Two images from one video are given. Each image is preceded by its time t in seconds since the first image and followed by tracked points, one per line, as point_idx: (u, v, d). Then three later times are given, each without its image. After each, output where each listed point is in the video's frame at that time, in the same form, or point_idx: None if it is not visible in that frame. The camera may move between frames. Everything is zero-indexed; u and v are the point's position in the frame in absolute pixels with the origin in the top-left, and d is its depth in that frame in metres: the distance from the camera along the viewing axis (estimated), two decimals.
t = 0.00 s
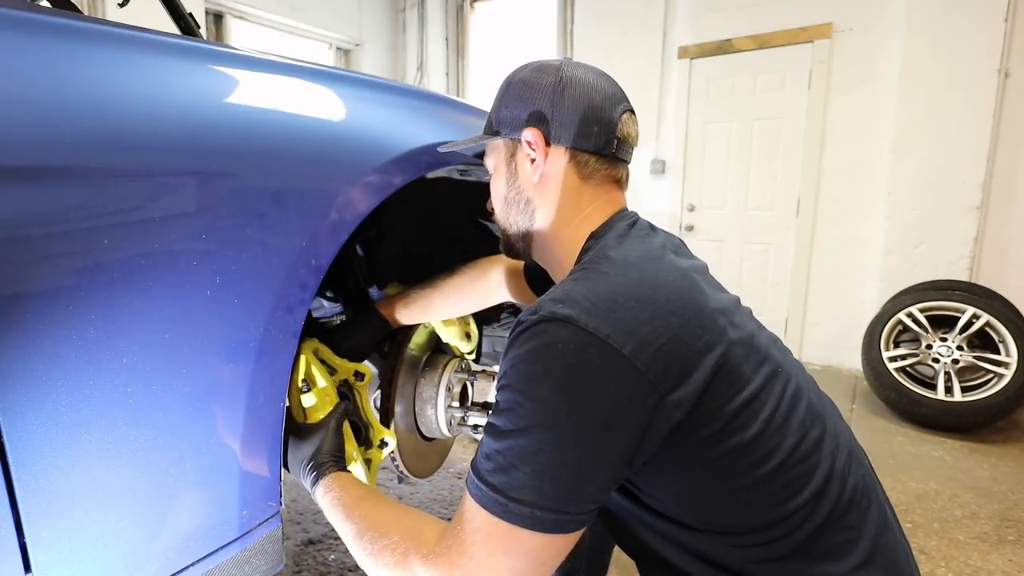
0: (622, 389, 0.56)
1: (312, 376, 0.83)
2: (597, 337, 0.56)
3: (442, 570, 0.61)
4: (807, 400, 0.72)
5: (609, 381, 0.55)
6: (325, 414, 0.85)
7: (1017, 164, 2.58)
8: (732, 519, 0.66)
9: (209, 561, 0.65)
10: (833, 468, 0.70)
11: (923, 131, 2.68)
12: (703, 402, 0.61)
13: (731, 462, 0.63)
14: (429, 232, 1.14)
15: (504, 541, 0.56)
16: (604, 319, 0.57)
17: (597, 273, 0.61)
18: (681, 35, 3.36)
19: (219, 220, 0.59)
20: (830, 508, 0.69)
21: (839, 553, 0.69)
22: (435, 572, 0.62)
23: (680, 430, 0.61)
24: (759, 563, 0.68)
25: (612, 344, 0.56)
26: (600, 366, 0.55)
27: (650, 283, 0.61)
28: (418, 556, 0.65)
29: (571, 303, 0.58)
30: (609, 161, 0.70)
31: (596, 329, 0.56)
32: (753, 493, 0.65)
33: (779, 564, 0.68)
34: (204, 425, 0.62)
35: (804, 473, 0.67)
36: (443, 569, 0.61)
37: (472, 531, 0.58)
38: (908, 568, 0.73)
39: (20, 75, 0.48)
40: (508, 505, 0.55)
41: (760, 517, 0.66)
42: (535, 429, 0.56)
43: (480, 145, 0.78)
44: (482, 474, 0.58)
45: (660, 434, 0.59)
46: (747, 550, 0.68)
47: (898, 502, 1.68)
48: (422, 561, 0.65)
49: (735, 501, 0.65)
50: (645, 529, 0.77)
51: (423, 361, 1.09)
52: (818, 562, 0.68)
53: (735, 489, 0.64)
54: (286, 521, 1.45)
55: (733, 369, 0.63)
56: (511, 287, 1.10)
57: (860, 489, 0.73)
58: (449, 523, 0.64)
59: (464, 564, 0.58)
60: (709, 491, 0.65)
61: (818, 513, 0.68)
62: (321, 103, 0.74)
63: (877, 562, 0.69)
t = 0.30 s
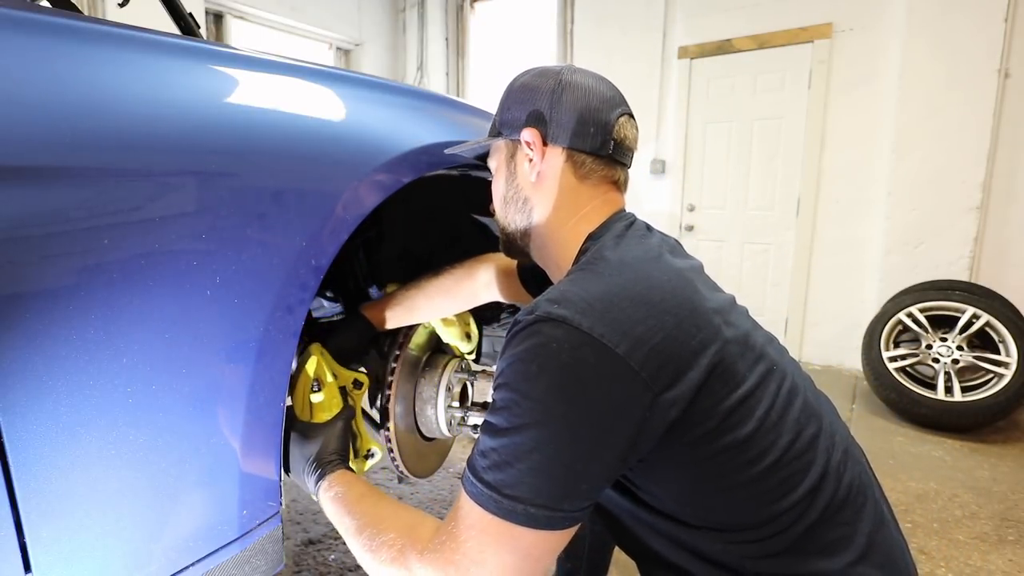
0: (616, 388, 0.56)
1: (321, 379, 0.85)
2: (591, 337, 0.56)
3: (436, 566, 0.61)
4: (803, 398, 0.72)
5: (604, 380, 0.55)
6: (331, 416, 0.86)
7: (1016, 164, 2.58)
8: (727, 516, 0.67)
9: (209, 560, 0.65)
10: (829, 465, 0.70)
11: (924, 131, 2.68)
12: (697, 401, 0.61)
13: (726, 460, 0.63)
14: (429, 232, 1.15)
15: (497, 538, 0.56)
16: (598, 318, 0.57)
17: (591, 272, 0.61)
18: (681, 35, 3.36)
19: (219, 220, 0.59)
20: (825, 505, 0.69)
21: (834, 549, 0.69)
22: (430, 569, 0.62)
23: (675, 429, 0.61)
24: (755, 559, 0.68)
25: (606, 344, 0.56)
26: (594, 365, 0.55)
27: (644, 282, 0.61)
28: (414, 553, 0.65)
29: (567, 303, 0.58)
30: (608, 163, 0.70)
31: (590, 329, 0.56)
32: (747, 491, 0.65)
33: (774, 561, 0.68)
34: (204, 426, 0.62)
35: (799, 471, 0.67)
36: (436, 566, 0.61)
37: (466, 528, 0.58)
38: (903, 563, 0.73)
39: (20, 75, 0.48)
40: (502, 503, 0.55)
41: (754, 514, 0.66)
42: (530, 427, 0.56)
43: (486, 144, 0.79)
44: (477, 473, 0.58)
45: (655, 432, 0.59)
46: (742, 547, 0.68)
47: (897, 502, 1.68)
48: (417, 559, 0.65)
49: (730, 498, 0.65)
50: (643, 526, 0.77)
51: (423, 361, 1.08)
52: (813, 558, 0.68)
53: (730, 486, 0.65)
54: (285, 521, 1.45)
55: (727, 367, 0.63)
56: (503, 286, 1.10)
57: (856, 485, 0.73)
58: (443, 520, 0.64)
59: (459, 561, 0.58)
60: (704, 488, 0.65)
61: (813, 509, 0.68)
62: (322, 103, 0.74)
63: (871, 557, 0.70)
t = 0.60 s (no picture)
0: (619, 391, 0.56)
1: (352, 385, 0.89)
2: (594, 342, 0.56)
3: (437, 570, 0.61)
4: (804, 399, 0.72)
5: (607, 384, 0.55)
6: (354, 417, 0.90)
7: (1016, 164, 2.58)
8: (730, 519, 0.67)
9: (209, 560, 0.65)
10: (832, 467, 0.70)
11: (924, 131, 2.68)
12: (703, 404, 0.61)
13: (730, 464, 0.63)
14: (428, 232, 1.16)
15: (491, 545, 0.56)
16: (601, 322, 0.57)
17: (594, 275, 0.61)
18: (681, 35, 3.36)
19: (220, 220, 0.59)
20: (828, 506, 0.69)
21: (838, 550, 0.69)
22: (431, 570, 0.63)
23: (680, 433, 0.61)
24: (759, 564, 0.68)
25: (609, 348, 0.56)
26: (596, 369, 0.56)
27: (648, 285, 0.61)
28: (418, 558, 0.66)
29: (569, 307, 0.58)
30: (608, 161, 0.70)
31: (593, 333, 0.56)
32: (752, 494, 0.65)
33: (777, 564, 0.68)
34: (204, 425, 0.62)
35: (803, 473, 0.67)
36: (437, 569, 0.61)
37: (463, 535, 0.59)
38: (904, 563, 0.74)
39: (19, 75, 0.48)
40: (506, 509, 0.55)
41: (758, 517, 0.66)
42: (532, 433, 0.56)
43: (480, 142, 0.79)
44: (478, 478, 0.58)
45: (658, 437, 0.59)
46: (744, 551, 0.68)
47: (897, 502, 1.68)
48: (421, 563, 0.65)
49: (732, 501, 0.66)
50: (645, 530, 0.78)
51: (423, 361, 1.07)
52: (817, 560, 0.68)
53: (732, 490, 0.65)
54: (285, 521, 1.45)
55: (731, 369, 0.63)
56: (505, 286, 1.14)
57: (859, 486, 0.73)
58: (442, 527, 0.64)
59: (457, 568, 0.59)
60: (708, 492, 0.65)
61: (817, 512, 0.68)
62: (321, 103, 0.74)
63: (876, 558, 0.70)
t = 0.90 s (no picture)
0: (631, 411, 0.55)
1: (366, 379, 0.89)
2: (606, 359, 0.55)
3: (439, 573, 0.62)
4: (817, 409, 0.72)
5: (618, 404, 0.55)
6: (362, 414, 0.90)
7: (1016, 163, 2.58)
8: (739, 533, 0.67)
9: (209, 560, 0.65)
10: (844, 480, 0.70)
11: (923, 131, 2.68)
12: (718, 421, 0.61)
13: (742, 479, 0.63)
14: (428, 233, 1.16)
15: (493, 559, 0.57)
16: (615, 339, 0.56)
17: (608, 287, 0.60)
18: (681, 35, 3.36)
19: (219, 219, 0.59)
20: (839, 518, 0.69)
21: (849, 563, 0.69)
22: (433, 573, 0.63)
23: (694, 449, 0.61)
24: None
25: (622, 367, 0.55)
26: (608, 388, 0.55)
27: (665, 297, 0.60)
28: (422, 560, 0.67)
29: (580, 321, 0.57)
30: (614, 157, 0.70)
31: (606, 351, 0.55)
32: (764, 508, 0.65)
33: None
34: (204, 425, 0.62)
35: (815, 486, 0.67)
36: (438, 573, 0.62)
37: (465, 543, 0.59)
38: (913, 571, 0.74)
39: (20, 75, 0.48)
40: (515, 528, 0.55)
41: (769, 531, 0.66)
42: (542, 450, 0.56)
43: (467, 136, 0.77)
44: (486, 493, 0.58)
45: (672, 457, 0.58)
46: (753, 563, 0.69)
47: (897, 502, 1.68)
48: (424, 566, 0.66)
49: (744, 516, 0.66)
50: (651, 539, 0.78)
51: (423, 361, 1.07)
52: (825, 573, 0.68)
53: (743, 504, 0.65)
54: (285, 521, 1.45)
55: (745, 384, 0.63)
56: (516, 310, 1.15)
57: (870, 497, 0.73)
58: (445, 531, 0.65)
59: None
60: (719, 507, 0.65)
61: (827, 525, 0.68)
62: (321, 103, 0.74)
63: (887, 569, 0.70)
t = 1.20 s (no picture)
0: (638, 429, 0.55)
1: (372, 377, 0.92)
2: (612, 377, 0.54)
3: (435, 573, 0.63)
4: (826, 420, 0.71)
5: (624, 421, 0.54)
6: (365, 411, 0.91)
7: (1016, 163, 2.58)
8: (743, 543, 0.67)
9: (208, 561, 0.65)
10: (851, 491, 0.70)
11: (923, 131, 2.68)
12: (726, 436, 0.60)
13: (748, 492, 0.63)
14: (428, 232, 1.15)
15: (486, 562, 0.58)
16: (621, 354, 0.55)
17: (615, 298, 0.59)
18: (681, 35, 3.36)
19: (219, 219, 0.59)
20: (845, 530, 0.69)
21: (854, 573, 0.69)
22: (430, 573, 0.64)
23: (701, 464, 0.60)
24: None
25: (629, 385, 0.54)
26: (614, 404, 0.54)
27: (675, 310, 0.59)
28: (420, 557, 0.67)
29: (585, 335, 0.56)
30: (621, 155, 0.70)
31: (613, 366, 0.54)
32: (769, 522, 0.65)
33: None
34: (204, 425, 0.62)
35: (821, 499, 0.67)
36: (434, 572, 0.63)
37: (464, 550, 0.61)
38: None
39: (20, 74, 0.48)
40: (518, 540, 0.55)
41: (773, 542, 0.66)
42: (545, 463, 0.55)
43: (459, 140, 0.73)
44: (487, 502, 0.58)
45: (679, 475, 0.58)
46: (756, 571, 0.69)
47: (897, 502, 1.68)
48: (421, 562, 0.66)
49: (750, 529, 0.66)
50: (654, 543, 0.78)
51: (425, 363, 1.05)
52: None
53: (748, 516, 0.65)
54: (285, 521, 1.45)
55: (754, 398, 0.62)
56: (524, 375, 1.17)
57: (877, 509, 0.73)
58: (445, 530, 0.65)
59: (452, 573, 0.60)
60: (724, 518, 0.65)
61: (833, 537, 0.68)
62: (322, 103, 0.74)
63: None
